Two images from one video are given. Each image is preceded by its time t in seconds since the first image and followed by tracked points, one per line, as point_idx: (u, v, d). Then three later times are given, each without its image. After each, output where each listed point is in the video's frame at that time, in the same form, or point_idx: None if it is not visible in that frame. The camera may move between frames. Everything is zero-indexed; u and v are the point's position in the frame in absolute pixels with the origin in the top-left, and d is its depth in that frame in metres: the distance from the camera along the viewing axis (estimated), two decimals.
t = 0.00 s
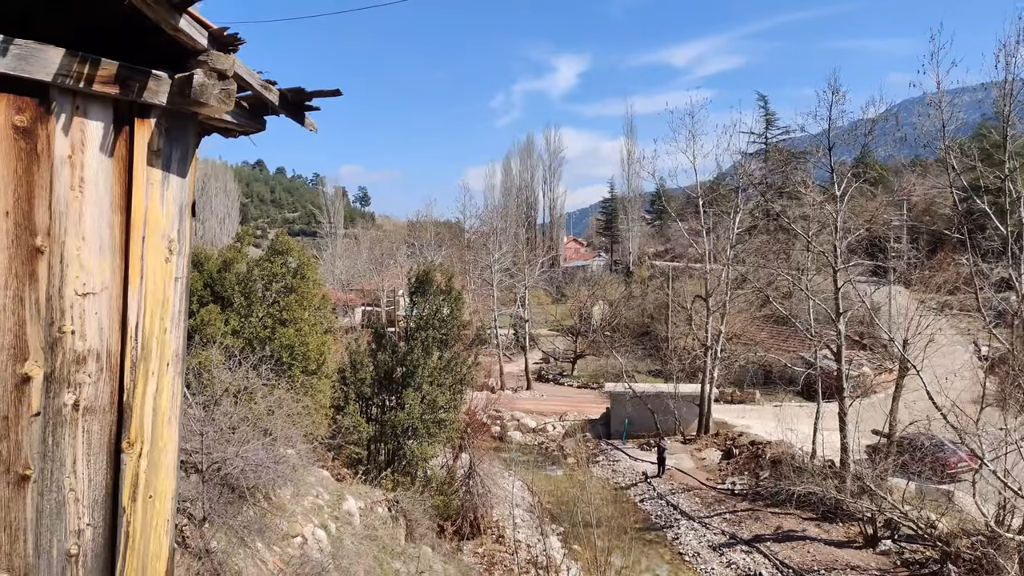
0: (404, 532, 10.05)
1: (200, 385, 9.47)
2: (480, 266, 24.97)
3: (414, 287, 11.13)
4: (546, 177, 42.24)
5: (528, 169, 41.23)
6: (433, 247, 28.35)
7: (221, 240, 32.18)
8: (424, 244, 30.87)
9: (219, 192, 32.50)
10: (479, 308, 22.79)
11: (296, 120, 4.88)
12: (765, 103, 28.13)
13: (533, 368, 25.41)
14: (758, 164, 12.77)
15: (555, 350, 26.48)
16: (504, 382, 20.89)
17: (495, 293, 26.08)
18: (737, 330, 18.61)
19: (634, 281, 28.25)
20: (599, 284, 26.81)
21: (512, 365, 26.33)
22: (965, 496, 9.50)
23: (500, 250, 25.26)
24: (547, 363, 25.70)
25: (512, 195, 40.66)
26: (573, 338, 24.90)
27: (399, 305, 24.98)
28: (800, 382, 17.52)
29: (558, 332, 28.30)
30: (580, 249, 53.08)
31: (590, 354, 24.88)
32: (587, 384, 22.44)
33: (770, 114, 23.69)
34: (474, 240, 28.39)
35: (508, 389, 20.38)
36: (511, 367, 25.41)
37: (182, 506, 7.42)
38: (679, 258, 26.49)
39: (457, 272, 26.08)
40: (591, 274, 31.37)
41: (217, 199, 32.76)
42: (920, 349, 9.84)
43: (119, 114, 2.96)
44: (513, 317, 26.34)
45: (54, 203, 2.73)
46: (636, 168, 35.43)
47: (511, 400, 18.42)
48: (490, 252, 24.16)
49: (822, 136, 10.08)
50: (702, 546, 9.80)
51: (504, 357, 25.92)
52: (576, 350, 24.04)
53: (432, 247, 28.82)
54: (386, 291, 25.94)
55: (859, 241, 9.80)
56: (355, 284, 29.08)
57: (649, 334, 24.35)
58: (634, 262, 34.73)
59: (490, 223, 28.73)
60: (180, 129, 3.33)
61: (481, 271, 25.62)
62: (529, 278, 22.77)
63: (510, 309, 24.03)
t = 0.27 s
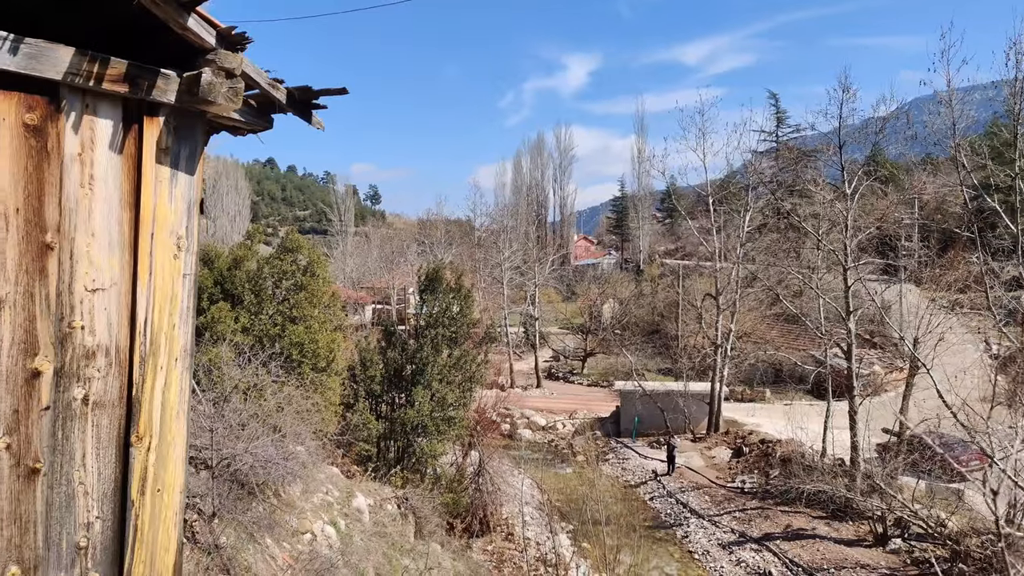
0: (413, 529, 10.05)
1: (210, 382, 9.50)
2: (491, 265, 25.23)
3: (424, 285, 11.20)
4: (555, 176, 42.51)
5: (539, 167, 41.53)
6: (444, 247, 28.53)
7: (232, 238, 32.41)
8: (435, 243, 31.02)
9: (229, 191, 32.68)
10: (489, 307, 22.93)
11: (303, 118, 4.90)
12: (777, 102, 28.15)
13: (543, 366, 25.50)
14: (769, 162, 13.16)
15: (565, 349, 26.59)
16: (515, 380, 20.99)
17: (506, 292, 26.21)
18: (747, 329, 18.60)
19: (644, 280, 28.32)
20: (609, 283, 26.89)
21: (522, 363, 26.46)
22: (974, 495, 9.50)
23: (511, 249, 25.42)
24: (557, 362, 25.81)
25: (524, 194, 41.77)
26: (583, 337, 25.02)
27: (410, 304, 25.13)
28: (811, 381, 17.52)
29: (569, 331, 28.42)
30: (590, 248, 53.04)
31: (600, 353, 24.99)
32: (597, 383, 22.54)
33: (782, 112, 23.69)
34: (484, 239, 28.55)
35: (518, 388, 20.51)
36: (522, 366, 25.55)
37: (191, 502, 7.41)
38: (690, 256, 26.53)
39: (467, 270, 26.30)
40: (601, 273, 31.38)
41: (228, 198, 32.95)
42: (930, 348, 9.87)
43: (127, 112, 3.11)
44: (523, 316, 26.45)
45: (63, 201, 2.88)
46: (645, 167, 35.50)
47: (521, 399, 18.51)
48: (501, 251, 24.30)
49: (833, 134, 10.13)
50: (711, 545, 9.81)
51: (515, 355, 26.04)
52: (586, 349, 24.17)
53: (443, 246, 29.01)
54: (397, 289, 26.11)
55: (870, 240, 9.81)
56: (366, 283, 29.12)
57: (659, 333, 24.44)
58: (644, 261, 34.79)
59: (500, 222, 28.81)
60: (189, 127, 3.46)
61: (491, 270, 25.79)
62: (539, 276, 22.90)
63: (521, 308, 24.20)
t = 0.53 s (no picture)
0: (422, 528, 10.09)
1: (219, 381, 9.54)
2: (500, 265, 25.36)
3: (433, 285, 11.26)
4: (564, 176, 42.66)
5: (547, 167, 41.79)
6: (452, 247, 28.67)
7: (243, 238, 32.67)
8: (444, 243, 31.14)
9: (239, 191, 32.91)
10: (498, 307, 23.04)
11: (312, 119, 4.92)
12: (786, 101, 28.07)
13: (552, 366, 25.57)
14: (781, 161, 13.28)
15: (574, 349, 26.65)
16: (523, 380, 21.06)
17: (515, 291, 26.31)
18: (756, 329, 18.57)
19: (653, 279, 28.33)
20: (618, 283, 26.94)
21: (531, 363, 26.55)
22: (983, 496, 9.47)
23: (520, 249, 25.51)
24: (566, 361, 25.89)
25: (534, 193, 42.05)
26: (592, 337, 25.08)
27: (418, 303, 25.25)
28: (820, 381, 17.49)
29: (577, 331, 28.48)
30: (598, 248, 53.09)
31: (608, 352, 25.04)
32: (605, 383, 22.60)
33: (791, 112, 23.64)
34: (493, 239, 28.65)
35: (527, 387, 20.59)
36: (531, 365, 25.66)
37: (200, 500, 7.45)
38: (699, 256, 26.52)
39: (477, 269, 26.45)
40: (610, 273, 31.43)
41: (238, 198, 33.18)
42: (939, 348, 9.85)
43: (138, 114, 3.18)
44: (532, 316, 26.52)
45: (75, 202, 2.95)
46: (653, 167, 35.48)
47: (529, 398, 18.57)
48: (510, 251, 24.40)
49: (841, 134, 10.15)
50: (719, 544, 9.83)
51: (523, 355, 26.15)
52: (595, 349, 24.22)
53: (451, 246, 29.12)
54: (406, 289, 26.25)
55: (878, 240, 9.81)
56: (375, 283, 29.24)
57: (668, 333, 24.46)
58: (653, 261, 34.81)
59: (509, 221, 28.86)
60: (199, 129, 3.50)
61: (500, 269, 25.90)
62: (548, 276, 22.99)
63: (529, 308, 24.28)
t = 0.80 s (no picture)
0: (431, 526, 10.16)
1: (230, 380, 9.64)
2: (508, 264, 25.44)
3: (442, 284, 11.35)
4: (571, 175, 42.69)
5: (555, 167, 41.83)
6: (460, 246, 28.78)
7: (252, 238, 32.92)
8: (453, 242, 31.26)
9: (248, 190, 33.16)
10: (506, 306, 23.11)
11: (324, 123, 4.91)
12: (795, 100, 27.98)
13: (560, 365, 25.63)
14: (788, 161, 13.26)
15: (581, 348, 26.70)
16: (531, 379, 21.12)
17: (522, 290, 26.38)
18: (765, 327, 18.52)
19: (661, 279, 28.34)
20: (627, 282, 26.97)
21: (539, 362, 26.61)
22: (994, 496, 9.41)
23: (527, 248, 25.58)
24: (573, 361, 25.94)
25: (542, 192, 42.16)
26: (600, 336, 25.11)
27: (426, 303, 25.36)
28: (829, 380, 17.43)
29: (585, 331, 28.51)
30: (606, 248, 53.08)
31: (616, 352, 25.07)
32: (613, 382, 22.63)
33: (801, 111, 23.57)
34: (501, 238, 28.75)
35: (535, 386, 20.65)
36: (538, 365, 25.73)
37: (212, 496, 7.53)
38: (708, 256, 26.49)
39: (486, 268, 26.59)
40: (618, 273, 31.45)
41: (247, 198, 33.44)
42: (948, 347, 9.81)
43: (155, 118, 3.18)
44: (539, 315, 26.57)
45: (95, 204, 2.97)
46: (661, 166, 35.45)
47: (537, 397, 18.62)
48: (518, 250, 24.46)
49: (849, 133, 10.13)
50: (727, 543, 9.83)
51: (531, 354, 26.21)
52: (603, 348, 24.25)
53: (459, 246, 29.23)
54: (414, 288, 26.36)
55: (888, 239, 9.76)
56: (383, 282, 29.37)
57: (676, 332, 24.47)
58: (661, 260, 34.80)
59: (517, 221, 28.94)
60: (213, 132, 3.52)
61: (508, 269, 25.97)
62: (555, 276, 23.04)
63: (537, 307, 24.34)
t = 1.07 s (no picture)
0: (441, 524, 10.20)
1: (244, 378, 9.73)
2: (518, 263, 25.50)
3: (452, 283, 11.43)
4: (582, 174, 42.67)
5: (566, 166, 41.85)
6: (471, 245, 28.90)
7: (265, 237, 33.19)
8: (465, 241, 31.38)
9: (261, 190, 33.43)
10: (516, 305, 23.17)
11: (336, 128, 4.91)
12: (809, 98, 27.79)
13: (570, 364, 25.65)
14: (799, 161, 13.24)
15: (592, 348, 26.70)
16: (541, 378, 21.17)
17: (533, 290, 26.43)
18: (776, 328, 18.41)
19: (672, 278, 28.28)
20: (639, 281, 26.96)
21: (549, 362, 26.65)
22: (1009, 499, 9.31)
23: (538, 248, 25.62)
24: (584, 360, 25.95)
25: (553, 191, 42.22)
26: (611, 335, 25.11)
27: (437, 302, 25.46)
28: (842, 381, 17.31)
29: (596, 330, 28.50)
30: (617, 247, 53.00)
31: (627, 351, 25.05)
32: (624, 382, 22.63)
33: (814, 109, 23.42)
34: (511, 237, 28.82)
35: (545, 386, 20.68)
36: (549, 364, 25.77)
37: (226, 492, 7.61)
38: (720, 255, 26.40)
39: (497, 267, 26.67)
40: (629, 272, 31.43)
41: (260, 197, 33.73)
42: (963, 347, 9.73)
43: (172, 124, 3.22)
44: (550, 315, 26.61)
45: (115, 208, 3.01)
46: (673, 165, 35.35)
47: (547, 397, 18.66)
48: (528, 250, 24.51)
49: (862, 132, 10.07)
50: (738, 544, 9.79)
51: (542, 353, 26.26)
52: (614, 347, 24.25)
53: (470, 245, 29.33)
54: (425, 287, 26.48)
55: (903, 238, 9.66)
56: (394, 281, 29.48)
57: (687, 332, 24.43)
58: (673, 260, 34.74)
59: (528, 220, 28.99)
60: (228, 136, 3.49)
61: (518, 267, 26.03)
62: (566, 275, 23.08)
63: (548, 306, 24.38)
